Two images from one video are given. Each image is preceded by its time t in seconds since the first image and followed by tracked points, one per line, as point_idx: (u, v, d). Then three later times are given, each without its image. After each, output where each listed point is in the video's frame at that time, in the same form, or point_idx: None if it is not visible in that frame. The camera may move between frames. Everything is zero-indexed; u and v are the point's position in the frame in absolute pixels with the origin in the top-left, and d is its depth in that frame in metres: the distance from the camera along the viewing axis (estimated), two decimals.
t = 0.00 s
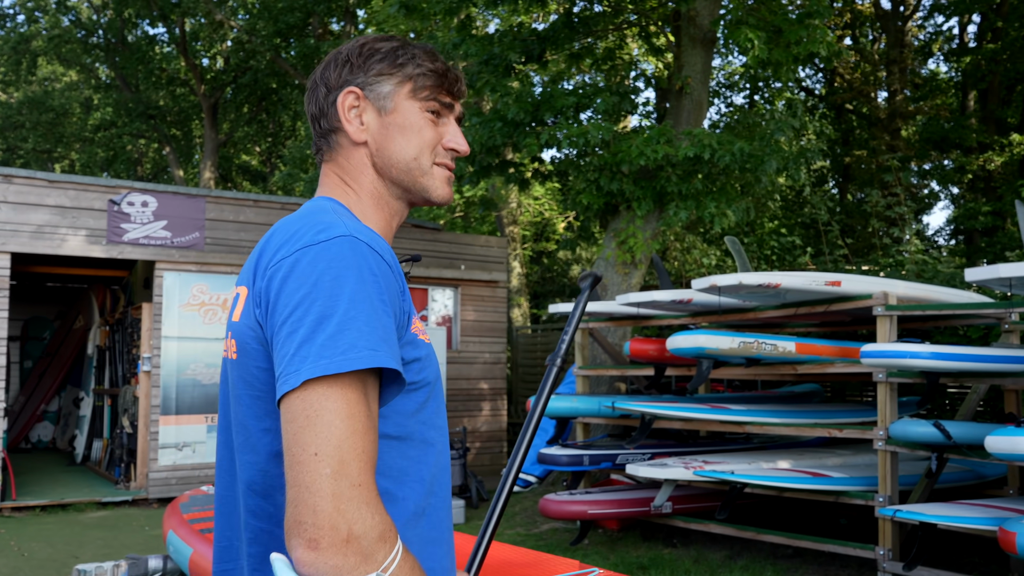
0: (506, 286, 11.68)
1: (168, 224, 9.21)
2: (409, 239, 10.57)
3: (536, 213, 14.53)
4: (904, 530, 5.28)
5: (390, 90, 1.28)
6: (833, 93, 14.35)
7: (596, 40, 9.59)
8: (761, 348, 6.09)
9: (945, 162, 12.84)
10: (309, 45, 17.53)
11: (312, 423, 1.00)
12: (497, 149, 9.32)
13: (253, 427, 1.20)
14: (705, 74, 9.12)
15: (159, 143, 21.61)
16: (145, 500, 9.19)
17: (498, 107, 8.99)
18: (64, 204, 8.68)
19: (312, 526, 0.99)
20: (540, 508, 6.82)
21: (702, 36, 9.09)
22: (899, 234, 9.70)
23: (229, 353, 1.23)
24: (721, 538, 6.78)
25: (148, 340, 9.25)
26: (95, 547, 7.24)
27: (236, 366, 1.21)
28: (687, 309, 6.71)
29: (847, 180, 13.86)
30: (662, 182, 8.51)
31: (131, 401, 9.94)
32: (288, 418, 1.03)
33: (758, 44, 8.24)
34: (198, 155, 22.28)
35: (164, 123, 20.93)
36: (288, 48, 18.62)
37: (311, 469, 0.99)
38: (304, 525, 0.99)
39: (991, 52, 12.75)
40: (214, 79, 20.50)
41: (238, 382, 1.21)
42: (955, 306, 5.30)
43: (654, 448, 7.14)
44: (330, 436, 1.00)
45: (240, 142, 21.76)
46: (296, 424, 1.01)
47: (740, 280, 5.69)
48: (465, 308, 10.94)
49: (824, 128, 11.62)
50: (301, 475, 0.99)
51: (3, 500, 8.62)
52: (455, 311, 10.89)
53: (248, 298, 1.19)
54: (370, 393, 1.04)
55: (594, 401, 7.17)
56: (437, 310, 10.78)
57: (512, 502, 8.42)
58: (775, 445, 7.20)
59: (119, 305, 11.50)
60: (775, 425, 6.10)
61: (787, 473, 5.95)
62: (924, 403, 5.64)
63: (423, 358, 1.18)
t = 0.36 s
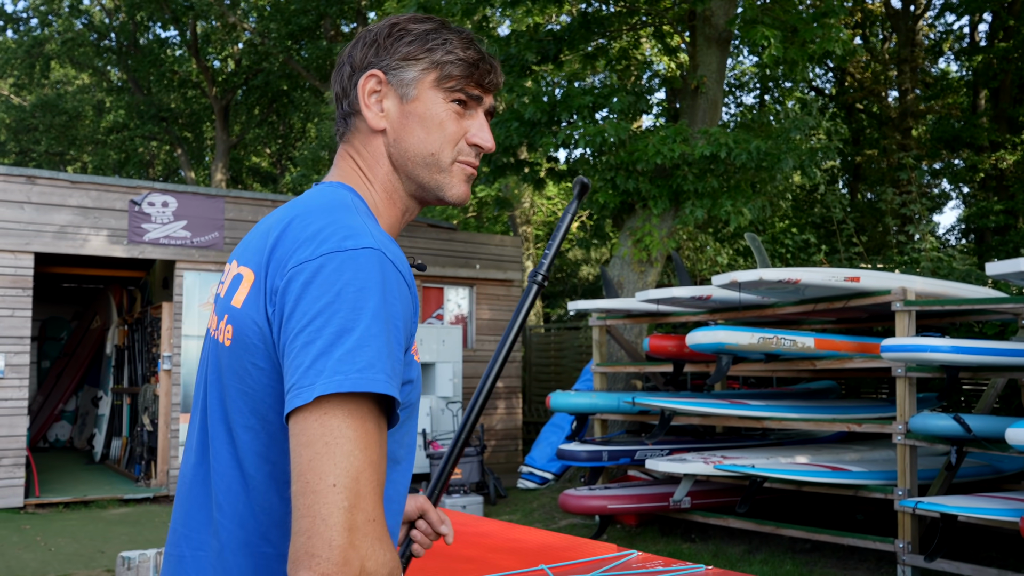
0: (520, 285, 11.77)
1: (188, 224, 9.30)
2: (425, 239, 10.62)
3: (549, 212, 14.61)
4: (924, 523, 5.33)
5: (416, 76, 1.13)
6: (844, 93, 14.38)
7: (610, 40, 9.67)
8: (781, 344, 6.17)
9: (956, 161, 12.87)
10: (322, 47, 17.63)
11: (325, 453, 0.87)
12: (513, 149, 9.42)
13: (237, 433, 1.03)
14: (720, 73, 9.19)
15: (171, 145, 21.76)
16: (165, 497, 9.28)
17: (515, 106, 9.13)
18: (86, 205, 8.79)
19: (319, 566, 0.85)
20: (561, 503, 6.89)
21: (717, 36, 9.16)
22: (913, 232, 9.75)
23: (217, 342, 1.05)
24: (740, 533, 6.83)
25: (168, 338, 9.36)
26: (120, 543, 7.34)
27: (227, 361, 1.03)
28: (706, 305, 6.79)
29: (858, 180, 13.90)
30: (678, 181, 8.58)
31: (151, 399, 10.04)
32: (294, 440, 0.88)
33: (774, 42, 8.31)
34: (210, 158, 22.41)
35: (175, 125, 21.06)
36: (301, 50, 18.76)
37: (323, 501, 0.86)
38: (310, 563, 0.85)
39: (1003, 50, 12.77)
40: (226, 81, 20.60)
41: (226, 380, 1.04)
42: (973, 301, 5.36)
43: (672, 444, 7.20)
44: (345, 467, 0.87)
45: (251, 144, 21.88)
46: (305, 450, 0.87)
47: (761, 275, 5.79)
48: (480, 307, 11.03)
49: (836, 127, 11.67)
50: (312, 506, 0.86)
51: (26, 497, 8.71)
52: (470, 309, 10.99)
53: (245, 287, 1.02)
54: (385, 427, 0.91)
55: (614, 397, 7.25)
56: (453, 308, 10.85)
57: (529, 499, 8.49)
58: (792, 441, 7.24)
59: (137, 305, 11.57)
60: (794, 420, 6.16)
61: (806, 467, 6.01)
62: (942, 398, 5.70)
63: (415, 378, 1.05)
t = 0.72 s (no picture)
0: (524, 284, 11.87)
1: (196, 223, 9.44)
2: (430, 238, 10.72)
3: (552, 212, 14.72)
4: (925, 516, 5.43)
5: (372, 82, 1.23)
6: (844, 94, 14.46)
7: (614, 41, 9.78)
8: (784, 340, 6.29)
9: (956, 162, 12.98)
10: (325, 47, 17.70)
11: (330, 397, 1.00)
12: (517, 149, 9.53)
13: (238, 404, 1.14)
14: (723, 74, 9.30)
15: (174, 144, 21.83)
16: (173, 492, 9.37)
17: (521, 107, 9.26)
18: (97, 203, 8.88)
19: (335, 486, 0.97)
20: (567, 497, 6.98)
21: (721, 37, 9.25)
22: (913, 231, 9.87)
23: (211, 323, 1.16)
24: (743, 526, 6.93)
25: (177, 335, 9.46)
26: (132, 536, 7.42)
27: (224, 338, 1.14)
28: (711, 302, 6.90)
29: (859, 181, 13.99)
30: (682, 180, 8.70)
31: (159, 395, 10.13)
32: (301, 389, 1.01)
33: (776, 43, 8.43)
34: (211, 157, 22.47)
35: (177, 125, 21.14)
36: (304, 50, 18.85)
37: (329, 434, 0.98)
38: (327, 484, 0.97)
39: (1002, 52, 12.86)
40: (228, 81, 20.68)
41: (224, 357, 1.15)
42: (973, 297, 5.47)
43: (676, 439, 7.31)
44: (346, 406, 1.00)
45: (253, 144, 21.97)
46: (314, 395, 1.00)
47: (765, 272, 5.91)
48: (484, 305, 11.13)
49: (838, 128, 11.77)
50: (321, 438, 0.98)
51: (35, 492, 8.79)
52: (474, 308, 11.10)
53: (236, 271, 1.14)
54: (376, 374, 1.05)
55: (618, 392, 7.36)
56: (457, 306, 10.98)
57: (534, 494, 8.59)
58: (794, 436, 7.34)
59: (144, 303, 11.62)
60: (797, 416, 6.27)
61: (809, 460, 6.12)
62: (943, 393, 5.80)
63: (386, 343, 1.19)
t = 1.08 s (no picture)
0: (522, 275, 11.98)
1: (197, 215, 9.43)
2: (429, 230, 10.83)
3: (550, 204, 14.83)
4: (912, 501, 5.55)
5: (259, 136, 1.59)
6: (841, 87, 14.55)
7: (611, 35, 9.86)
8: (776, 329, 6.42)
9: (952, 156, 13.05)
10: (324, 39, 17.74)
11: (272, 363, 1.35)
12: (516, 142, 9.65)
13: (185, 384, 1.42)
14: (719, 68, 9.40)
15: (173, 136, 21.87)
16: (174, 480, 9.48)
17: (519, 100, 9.39)
18: (99, 194, 8.96)
19: (283, 421, 1.34)
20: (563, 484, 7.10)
21: (716, 31, 9.35)
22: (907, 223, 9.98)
23: (157, 323, 1.43)
24: (736, 513, 7.07)
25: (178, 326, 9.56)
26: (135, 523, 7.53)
27: (170, 335, 1.42)
28: (704, 293, 7.03)
29: (855, 174, 14.08)
30: (677, 173, 8.81)
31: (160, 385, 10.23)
32: (251, 359, 1.35)
33: (771, 38, 8.54)
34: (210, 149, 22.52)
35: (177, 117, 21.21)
36: (302, 43, 18.92)
37: (272, 387, 1.34)
38: (277, 422, 1.33)
39: (998, 45, 12.93)
40: (227, 73, 20.73)
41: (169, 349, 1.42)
42: (960, 288, 5.59)
43: (671, 428, 7.44)
44: (282, 366, 1.36)
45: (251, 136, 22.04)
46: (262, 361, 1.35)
47: (757, 263, 6.03)
48: (482, 296, 11.25)
49: (833, 121, 11.88)
50: (267, 391, 1.34)
51: (39, 480, 8.89)
52: (472, 299, 11.23)
53: (177, 281, 1.42)
54: (301, 348, 1.43)
55: (614, 381, 7.50)
56: (455, 297, 11.12)
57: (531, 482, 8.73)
58: (786, 425, 7.47)
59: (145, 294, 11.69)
60: (789, 404, 6.40)
61: (800, 448, 6.25)
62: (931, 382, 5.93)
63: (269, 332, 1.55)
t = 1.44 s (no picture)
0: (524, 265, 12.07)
1: (202, 204, 9.42)
2: (431, 219, 10.93)
3: (552, 193, 14.90)
4: (905, 486, 5.66)
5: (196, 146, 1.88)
6: (844, 76, 14.56)
7: (612, 25, 9.89)
8: (772, 317, 6.52)
9: (954, 145, 13.06)
10: (327, 29, 17.74)
11: (283, 314, 1.66)
12: (517, 132, 9.75)
13: (202, 349, 1.68)
14: (718, 59, 9.47)
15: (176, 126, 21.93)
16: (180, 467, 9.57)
17: (520, 90, 9.46)
18: (105, 184, 9.03)
19: (299, 355, 1.63)
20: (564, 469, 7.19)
21: (716, 22, 9.41)
22: (906, 213, 10.04)
23: (172, 299, 1.67)
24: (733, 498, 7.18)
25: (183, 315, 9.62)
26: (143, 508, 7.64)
27: (184, 307, 1.67)
28: (702, 282, 7.13)
29: (857, 163, 14.12)
30: (676, 163, 8.89)
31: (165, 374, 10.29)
32: (264, 312, 1.65)
33: (770, 28, 8.59)
34: (213, 138, 22.59)
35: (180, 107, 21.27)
36: (305, 33, 18.94)
37: (280, 331, 1.64)
38: (293, 355, 1.63)
39: (1000, 34, 12.93)
40: (230, 62, 20.75)
41: (184, 321, 1.67)
42: (953, 275, 5.68)
43: (669, 415, 7.55)
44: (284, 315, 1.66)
45: (254, 126, 22.08)
46: (272, 313, 1.65)
47: (753, 253, 6.12)
48: (485, 285, 11.35)
49: (833, 111, 11.92)
50: (278, 334, 1.64)
51: (49, 466, 9.00)
52: (475, 288, 11.32)
53: (187, 260, 1.67)
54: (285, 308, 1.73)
55: (613, 368, 7.61)
56: (458, 286, 11.22)
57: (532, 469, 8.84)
58: (784, 412, 7.56)
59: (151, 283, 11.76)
60: (785, 391, 6.50)
61: (796, 434, 6.36)
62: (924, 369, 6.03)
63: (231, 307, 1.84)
